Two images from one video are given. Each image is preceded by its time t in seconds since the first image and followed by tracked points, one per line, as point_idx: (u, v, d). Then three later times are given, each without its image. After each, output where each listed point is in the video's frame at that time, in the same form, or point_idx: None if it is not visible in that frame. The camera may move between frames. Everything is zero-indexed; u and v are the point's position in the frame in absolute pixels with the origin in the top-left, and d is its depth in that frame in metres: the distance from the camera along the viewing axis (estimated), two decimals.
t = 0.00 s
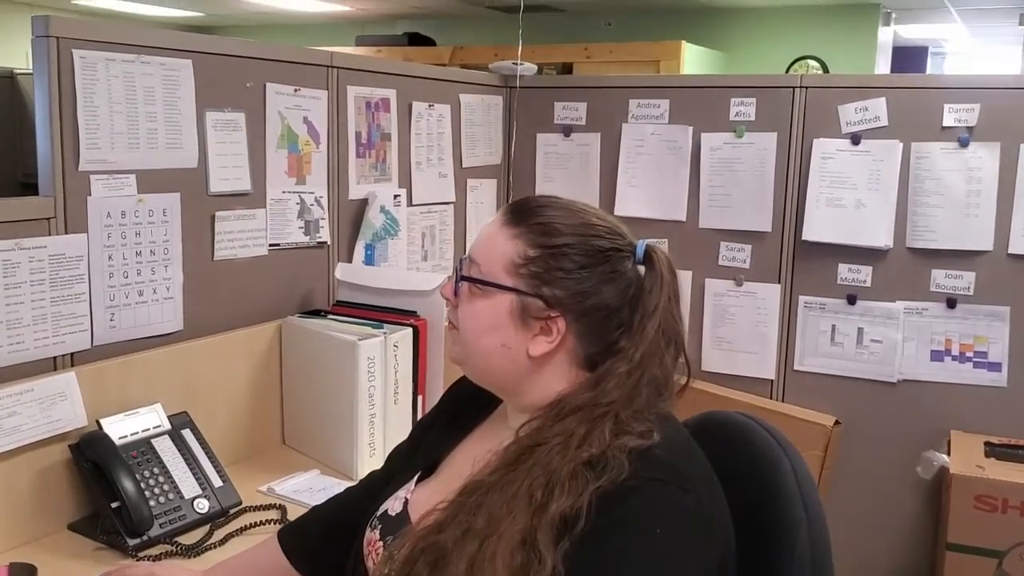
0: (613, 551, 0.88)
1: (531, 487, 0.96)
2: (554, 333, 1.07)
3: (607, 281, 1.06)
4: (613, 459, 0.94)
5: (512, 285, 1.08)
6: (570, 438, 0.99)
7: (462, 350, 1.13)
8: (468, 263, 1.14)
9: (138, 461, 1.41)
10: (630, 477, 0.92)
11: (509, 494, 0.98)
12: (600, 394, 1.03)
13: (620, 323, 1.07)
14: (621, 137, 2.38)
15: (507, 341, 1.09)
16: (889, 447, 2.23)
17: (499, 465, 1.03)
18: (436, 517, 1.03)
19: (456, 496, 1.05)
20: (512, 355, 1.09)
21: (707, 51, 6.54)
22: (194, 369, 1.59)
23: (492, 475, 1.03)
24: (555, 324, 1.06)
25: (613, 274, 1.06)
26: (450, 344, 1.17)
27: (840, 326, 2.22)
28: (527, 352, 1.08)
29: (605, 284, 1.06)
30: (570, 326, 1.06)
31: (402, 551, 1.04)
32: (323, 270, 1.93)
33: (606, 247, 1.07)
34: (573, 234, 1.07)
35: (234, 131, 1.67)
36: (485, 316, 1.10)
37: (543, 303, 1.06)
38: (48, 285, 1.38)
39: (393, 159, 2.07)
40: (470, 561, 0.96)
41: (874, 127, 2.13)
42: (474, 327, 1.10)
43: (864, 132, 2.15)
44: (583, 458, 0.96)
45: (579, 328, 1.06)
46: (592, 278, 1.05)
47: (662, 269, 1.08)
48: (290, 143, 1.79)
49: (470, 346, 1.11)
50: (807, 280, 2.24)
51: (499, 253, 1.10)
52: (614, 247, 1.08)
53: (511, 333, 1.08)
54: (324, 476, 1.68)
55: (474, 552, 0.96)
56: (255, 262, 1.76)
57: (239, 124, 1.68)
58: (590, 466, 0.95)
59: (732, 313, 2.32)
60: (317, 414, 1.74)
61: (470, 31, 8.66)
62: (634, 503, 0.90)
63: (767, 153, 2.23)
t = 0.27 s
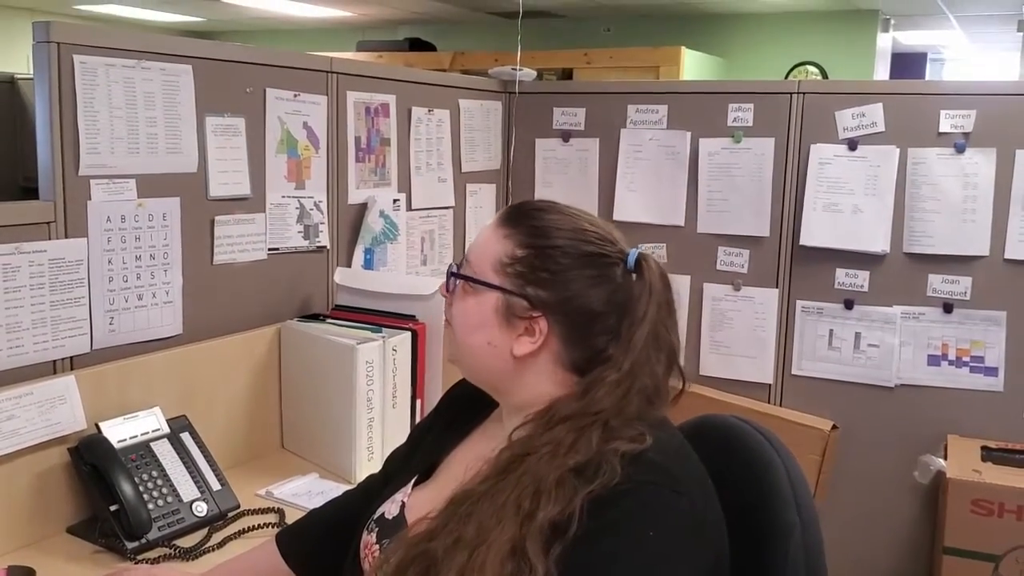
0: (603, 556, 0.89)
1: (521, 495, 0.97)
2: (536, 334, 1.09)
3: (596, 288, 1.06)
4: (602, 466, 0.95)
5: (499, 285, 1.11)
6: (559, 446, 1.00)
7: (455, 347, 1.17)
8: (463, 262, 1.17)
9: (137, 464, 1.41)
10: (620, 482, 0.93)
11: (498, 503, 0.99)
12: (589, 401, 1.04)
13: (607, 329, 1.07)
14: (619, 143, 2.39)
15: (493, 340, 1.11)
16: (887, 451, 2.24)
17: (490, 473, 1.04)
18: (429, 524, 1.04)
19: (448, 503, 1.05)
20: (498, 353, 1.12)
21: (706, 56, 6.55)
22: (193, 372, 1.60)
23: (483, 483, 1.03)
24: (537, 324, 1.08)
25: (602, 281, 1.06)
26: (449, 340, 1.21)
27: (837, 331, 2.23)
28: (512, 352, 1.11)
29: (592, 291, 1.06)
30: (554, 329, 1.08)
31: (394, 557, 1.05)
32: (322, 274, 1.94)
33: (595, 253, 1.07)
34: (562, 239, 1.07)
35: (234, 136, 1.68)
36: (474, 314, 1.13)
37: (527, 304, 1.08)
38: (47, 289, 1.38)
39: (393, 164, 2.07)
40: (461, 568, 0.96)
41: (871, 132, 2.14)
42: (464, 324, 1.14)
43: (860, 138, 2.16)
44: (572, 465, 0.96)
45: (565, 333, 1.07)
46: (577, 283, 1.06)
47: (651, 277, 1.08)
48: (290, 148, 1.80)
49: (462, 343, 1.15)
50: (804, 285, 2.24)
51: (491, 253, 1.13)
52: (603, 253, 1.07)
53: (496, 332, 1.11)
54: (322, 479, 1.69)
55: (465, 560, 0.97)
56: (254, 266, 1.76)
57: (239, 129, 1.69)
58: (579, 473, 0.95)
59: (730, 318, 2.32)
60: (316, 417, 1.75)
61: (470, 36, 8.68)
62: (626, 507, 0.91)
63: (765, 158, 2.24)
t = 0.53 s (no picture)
0: (598, 554, 0.89)
1: (515, 496, 0.97)
2: (526, 328, 1.10)
3: (588, 286, 1.06)
4: (597, 465, 0.95)
5: (494, 279, 1.13)
6: (553, 446, 1.00)
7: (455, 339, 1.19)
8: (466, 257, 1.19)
9: (140, 462, 1.42)
10: (615, 481, 0.93)
11: (492, 503, 0.99)
12: (582, 400, 1.04)
13: (597, 326, 1.06)
14: (621, 146, 2.40)
15: (487, 333, 1.13)
16: (886, 454, 2.24)
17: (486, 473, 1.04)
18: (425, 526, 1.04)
19: (445, 503, 1.06)
20: (490, 346, 1.13)
21: (708, 61, 6.57)
22: (196, 372, 1.61)
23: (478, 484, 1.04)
24: (526, 318, 1.10)
25: (594, 279, 1.06)
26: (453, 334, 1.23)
27: (838, 335, 2.23)
28: (503, 345, 1.12)
29: (581, 288, 1.06)
30: (545, 324, 1.08)
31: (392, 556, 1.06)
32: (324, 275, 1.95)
33: (588, 251, 1.07)
34: (556, 237, 1.08)
35: (237, 137, 1.69)
36: (472, 307, 1.15)
37: (517, 297, 1.10)
38: (51, 287, 1.39)
39: (395, 166, 2.08)
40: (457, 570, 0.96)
41: (872, 137, 2.15)
42: (462, 317, 1.16)
43: (861, 142, 2.16)
44: (565, 465, 0.96)
45: (555, 330, 1.08)
46: (567, 279, 1.06)
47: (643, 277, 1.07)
48: (293, 150, 1.81)
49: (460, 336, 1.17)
50: (805, 289, 2.25)
51: (491, 247, 1.15)
52: (595, 251, 1.07)
53: (489, 325, 1.13)
54: (323, 479, 1.69)
55: (461, 562, 0.97)
56: (257, 267, 1.77)
57: (242, 130, 1.70)
58: (573, 473, 0.96)
59: (731, 321, 2.33)
60: (317, 417, 1.76)
61: (472, 40, 8.70)
62: (623, 504, 0.91)
63: (766, 162, 2.24)
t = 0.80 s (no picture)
0: (598, 548, 0.89)
1: (515, 492, 0.98)
2: (523, 319, 1.11)
3: (583, 279, 1.06)
4: (597, 460, 0.96)
5: (495, 272, 1.14)
6: (552, 442, 1.00)
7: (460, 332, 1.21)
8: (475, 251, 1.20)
9: (144, 459, 1.43)
10: (615, 475, 0.94)
11: (492, 499, 1.00)
12: (578, 394, 1.05)
13: (592, 320, 1.06)
14: (625, 149, 2.41)
15: (488, 325, 1.14)
16: (887, 459, 2.24)
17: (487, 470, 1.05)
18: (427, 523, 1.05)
19: (446, 502, 1.06)
20: (490, 335, 1.15)
21: (711, 65, 6.58)
22: (201, 370, 1.61)
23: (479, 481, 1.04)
24: (522, 308, 1.10)
25: (588, 271, 1.06)
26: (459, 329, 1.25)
27: (839, 338, 2.24)
28: (501, 335, 1.13)
29: (575, 281, 1.06)
30: (542, 315, 1.09)
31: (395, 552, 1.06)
32: (328, 275, 1.96)
33: (582, 244, 1.07)
34: (552, 231, 1.08)
35: (243, 136, 1.69)
36: (475, 300, 1.17)
37: (512, 287, 1.11)
38: (56, 283, 1.40)
39: (399, 167, 2.09)
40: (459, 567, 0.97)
41: (875, 141, 2.16)
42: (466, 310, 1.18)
43: (864, 147, 2.17)
44: (564, 460, 0.97)
45: (551, 322, 1.08)
46: (563, 273, 1.07)
47: (639, 271, 1.07)
48: (298, 149, 1.82)
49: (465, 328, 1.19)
50: (806, 292, 2.26)
51: (495, 240, 1.16)
52: (590, 245, 1.07)
53: (489, 315, 1.14)
54: (326, 478, 1.70)
55: (462, 559, 0.97)
56: (261, 265, 1.78)
57: (248, 129, 1.71)
58: (572, 469, 0.96)
59: (732, 324, 2.34)
60: (321, 416, 1.76)
61: (476, 42, 8.72)
62: (624, 498, 0.91)
63: (769, 166, 2.25)
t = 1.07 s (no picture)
0: (604, 542, 0.90)
1: (522, 486, 0.98)
2: (529, 315, 1.10)
3: (583, 273, 1.05)
4: (603, 454, 0.96)
5: (502, 269, 1.14)
6: (557, 436, 1.00)
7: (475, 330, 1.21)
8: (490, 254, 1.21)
9: (153, 460, 1.43)
10: (620, 468, 0.94)
11: (500, 494, 1.00)
12: (580, 388, 1.04)
13: (592, 313, 1.06)
14: (629, 150, 2.41)
15: (498, 323, 1.15)
16: (890, 461, 2.25)
17: (494, 465, 1.06)
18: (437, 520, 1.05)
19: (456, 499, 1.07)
20: (501, 334, 1.15)
21: (711, 67, 6.59)
22: (208, 371, 1.62)
23: (488, 476, 1.05)
24: (528, 304, 1.10)
25: (587, 265, 1.05)
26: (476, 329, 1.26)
27: (843, 340, 2.24)
28: (509, 333, 1.13)
29: (577, 277, 1.05)
30: (546, 311, 1.09)
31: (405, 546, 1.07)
32: (334, 276, 1.96)
33: (582, 239, 1.06)
34: (556, 227, 1.08)
35: (251, 137, 1.70)
36: (486, 298, 1.17)
37: (518, 283, 1.11)
38: (66, 285, 1.40)
39: (405, 168, 2.10)
40: (469, 562, 0.97)
41: (879, 144, 2.16)
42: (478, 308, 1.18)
43: (868, 149, 2.17)
44: (569, 454, 0.97)
45: (555, 317, 1.08)
46: (565, 268, 1.06)
47: (638, 265, 1.05)
48: (305, 150, 1.82)
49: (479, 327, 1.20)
50: (810, 294, 2.26)
51: (506, 239, 1.17)
52: (591, 239, 1.06)
53: (499, 313, 1.14)
54: (334, 479, 1.70)
55: (472, 555, 0.98)
56: (268, 266, 1.78)
57: (256, 129, 1.71)
58: (577, 463, 0.97)
59: (736, 326, 2.34)
60: (327, 418, 1.77)
61: (477, 43, 8.73)
62: (629, 490, 0.91)
63: (773, 168, 2.25)
